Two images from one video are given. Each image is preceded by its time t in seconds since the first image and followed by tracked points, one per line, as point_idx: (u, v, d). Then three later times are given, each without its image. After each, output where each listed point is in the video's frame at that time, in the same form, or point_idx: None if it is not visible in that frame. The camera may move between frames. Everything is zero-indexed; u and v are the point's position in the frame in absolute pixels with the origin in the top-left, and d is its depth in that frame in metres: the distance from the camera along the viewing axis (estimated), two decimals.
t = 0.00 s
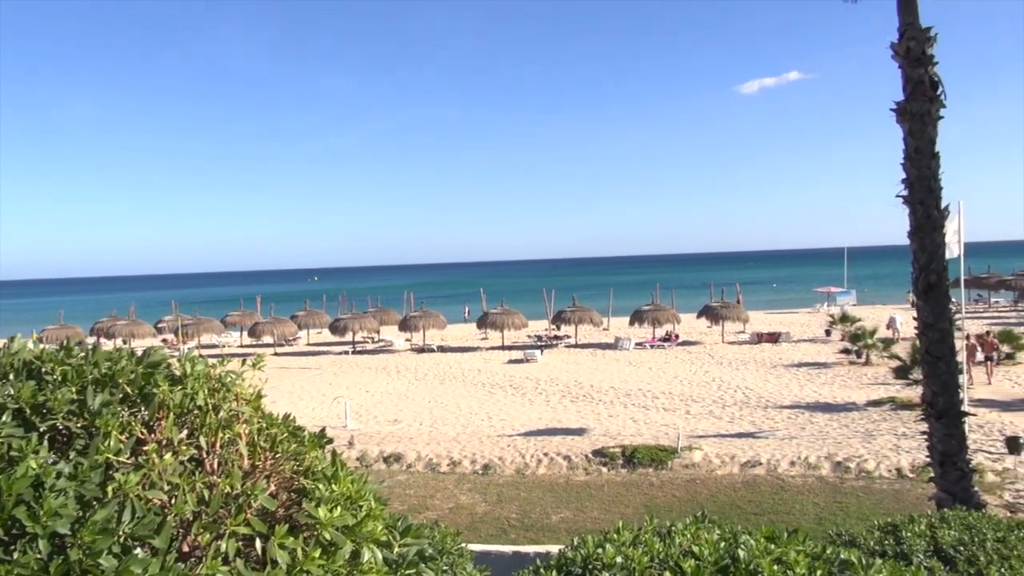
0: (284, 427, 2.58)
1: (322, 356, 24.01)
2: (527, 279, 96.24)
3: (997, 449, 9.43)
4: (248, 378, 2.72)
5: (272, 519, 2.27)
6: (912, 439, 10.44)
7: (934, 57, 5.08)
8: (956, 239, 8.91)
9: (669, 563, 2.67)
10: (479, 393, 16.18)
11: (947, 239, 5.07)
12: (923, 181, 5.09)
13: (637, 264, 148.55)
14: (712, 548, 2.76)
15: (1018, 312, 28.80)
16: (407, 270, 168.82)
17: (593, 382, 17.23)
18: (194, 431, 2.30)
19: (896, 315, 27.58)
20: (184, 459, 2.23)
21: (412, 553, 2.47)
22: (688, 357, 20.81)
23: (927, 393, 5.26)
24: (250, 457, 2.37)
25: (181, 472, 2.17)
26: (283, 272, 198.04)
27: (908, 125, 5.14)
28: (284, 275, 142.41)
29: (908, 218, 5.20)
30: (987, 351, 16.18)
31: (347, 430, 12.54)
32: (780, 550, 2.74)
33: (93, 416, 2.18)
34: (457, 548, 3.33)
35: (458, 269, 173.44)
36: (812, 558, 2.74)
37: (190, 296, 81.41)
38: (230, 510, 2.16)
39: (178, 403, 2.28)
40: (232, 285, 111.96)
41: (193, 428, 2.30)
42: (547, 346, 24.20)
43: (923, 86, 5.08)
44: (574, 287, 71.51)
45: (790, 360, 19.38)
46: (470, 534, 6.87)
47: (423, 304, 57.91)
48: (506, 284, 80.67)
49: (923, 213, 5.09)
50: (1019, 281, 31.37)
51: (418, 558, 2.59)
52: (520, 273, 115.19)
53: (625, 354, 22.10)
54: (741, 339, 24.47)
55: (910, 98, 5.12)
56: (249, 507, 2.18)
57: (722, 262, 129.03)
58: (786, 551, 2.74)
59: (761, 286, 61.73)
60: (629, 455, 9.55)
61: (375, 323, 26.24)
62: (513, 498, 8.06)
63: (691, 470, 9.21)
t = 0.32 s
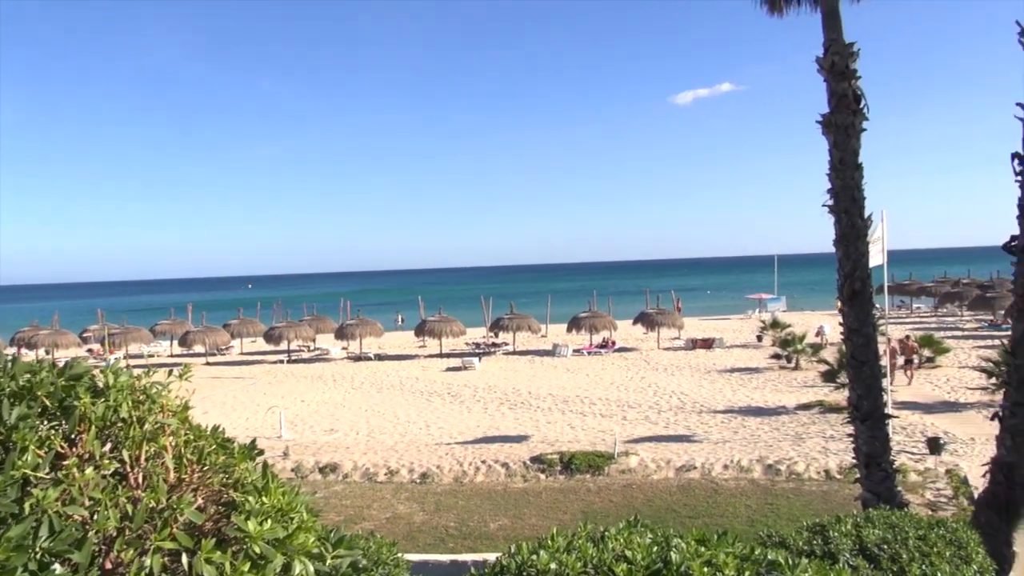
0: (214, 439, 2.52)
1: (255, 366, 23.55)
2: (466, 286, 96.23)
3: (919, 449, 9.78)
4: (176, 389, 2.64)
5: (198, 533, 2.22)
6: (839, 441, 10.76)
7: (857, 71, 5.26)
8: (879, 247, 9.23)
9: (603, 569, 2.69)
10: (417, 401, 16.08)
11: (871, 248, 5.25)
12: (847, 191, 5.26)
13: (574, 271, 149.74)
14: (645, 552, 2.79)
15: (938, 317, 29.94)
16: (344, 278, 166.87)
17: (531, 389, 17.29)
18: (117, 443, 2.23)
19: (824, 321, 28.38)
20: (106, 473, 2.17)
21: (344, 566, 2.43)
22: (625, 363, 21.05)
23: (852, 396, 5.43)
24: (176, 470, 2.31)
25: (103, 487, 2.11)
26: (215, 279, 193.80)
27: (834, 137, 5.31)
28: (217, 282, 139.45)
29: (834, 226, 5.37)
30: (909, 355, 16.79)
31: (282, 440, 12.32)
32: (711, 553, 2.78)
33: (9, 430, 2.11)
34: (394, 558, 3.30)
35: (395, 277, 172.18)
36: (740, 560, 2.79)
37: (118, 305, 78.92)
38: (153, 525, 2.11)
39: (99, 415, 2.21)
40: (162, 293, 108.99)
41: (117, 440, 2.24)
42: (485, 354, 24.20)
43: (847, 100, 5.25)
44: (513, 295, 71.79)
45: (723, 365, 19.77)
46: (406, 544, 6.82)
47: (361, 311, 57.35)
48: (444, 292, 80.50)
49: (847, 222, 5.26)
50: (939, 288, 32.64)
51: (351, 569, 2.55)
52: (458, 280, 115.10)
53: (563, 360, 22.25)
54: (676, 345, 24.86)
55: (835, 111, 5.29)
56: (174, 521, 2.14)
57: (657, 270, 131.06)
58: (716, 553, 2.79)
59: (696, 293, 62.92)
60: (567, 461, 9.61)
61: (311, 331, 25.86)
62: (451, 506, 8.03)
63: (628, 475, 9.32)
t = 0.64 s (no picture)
0: (136, 450, 2.44)
1: (185, 375, 22.95)
2: (402, 293, 95.62)
3: (845, 451, 10.08)
4: (97, 399, 2.56)
5: (119, 548, 2.16)
6: (769, 444, 11.01)
7: (783, 84, 5.42)
8: (805, 255, 9.51)
9: None
10: (353, 410, 15.89)
11: (797, 255, 5.40)
12: (774, 201, 5.41)
13: (511, 278, 150.09)
14: (576, 557, 2.82)
15: (862, 323, 30.95)
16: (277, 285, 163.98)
17: (468, 396, 17.25)
18: (32, 457, 2.16)
19: (755, 327, 29.05)
20: (19, 488, 2.09)
21: None
22: (562, 369, 21.17)
23: (780, 399, 5.57)
24: (95, 485, 2.24)
25: (17, 503, 2.04)
26: (143, 285, 188.31)
27: (762, 147, 5.45)
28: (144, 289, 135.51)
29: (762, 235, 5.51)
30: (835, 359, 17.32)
31: (212, 451, 12.03)
32: (641, 557, 2.82)
33: None
34: (327, 568, 3.25)
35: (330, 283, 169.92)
36: (670, 564, 2.82)
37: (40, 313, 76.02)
38: (70, 541, 2.05)
39: (12, 429, 2.14)
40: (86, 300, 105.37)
41: (32, 453, 2.17)
42: (421, 361, 24.06)
43: (774, 111, 5.40)
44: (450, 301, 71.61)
45: (658, 371, 20.06)
46: (341, 554, 6.73)
47: (295, 318, 56.43)
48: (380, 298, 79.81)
49: (775, 230, 5.41)
50: (863, 294, 33.73)
51: None
52: (395, 287, 114.23)
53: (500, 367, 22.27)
54: (612, 351, 25.14)
55: (763, 122, 5.44)
56: (92, 537, 2.07)
57: (593, 277, 132.28)
58: (647, 557, 2.82)
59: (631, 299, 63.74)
60: (504, 468, 9.62)
61: (243, 339, 25.31)
62: (387, 515, 7.95)
63: (564, 481, 9.37)
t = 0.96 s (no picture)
0: (55, 461, 2.36)
1: (112, 382, 22.26)
2: (341, 298, 94.61)
3: (776, 452, 10.33)
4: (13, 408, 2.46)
5: (35, 563, 2.09)
6: (703, 446, 11.21)
7: (717, 93, 5.54)
8: (738, 261, 9.73)
9: None
10: (289, 416, 15.63)
11: (730, 261, 5.52)
12: (708, 208, 5.52)
13: (451, 282, 149.72)
14: (509, 561, 2.83)
15: (793, 327, 31.77)
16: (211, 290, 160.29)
17: (406, 401, 17.14)
18: None
19: (690, 332, 29.57)
20: None
21: None
22: (501, 374, 21.20)
23: (713, 402, 5.67)
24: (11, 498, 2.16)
25: None
26: (69, 289, 182.14)
27: (696, 155, 5.56)
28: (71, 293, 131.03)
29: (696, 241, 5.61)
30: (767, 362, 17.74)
31: (142, 460, 11.69)
32: (574, 560, 2.83)
33: None
34: None
35: (266, 288, 166.85)
36: (602, 566, 2.86)
37: None
38: None
39: None
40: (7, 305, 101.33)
41: None
42: (359, 367, 23.80)
43: (708, 120, 5.52)
44: (389, 306, 71.04)
45: (596, 375, 20.25)
46: (275, 563, 6.61)
47: (229, 324, 55.27)
48: (318, 304, 78.76)
49: (709, 236, 5.51)
50: (794, 299, 34.65)
51: None
52: (333, 292, 112.83)
53: (439, 372, 22.19)
54: (550, 355, 25.28)
55: (697, 130, 5.55)
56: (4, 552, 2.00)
57: (532, 282, 132.78)
58: (579, 560, 2.84)
59: (571, 304, 64.14)
60: (442, 473, 9.58)
61: (174, 345, 24.66)
62: (323, 523, 7.85)
63: (502, 485, 9.38)
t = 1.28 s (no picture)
0: None
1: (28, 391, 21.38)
2: (272, 303, 92.80)
3: (705, 456, 10.53)
4: None
5: None
6: (635, 451, 11.36)
7: (647, 103, 5.64)
8: (668, 268, 9.91)
9: None
10: (217, 425, 15.25)
11: (661, 268, 5.61)
12: (639, 216, 5.61)
13: (385, 288, 148.31)
14: (436, 567, 2.83)
15: (722, 334, 32.44)
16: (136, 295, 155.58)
17: (338, 409, 16.91)
18: None
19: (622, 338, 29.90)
20: None
21: None
22: (435, 381, 21.09)
23: (644, 407, 5.75)
24: None
25: None
26: None
27: (628, 164, 5.65)
28: None
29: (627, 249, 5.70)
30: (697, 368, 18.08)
31: (60, 472, 11.27)
32: (502, 565, 2.85)
33: None
34: None
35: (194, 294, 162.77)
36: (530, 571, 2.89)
37: None
38: None
39: None
40: None
41: None
42: (290, 374, 23.39)
43: (640, 129, 5.61)
44: (321, 312, 69.99)
45: (530, 381, 20.33)
46: None
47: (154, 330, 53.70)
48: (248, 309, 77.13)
49: (640, 244, 5.61)
50: (723, 306, 35.40)
51: None
52: (264, 298, 110.74)
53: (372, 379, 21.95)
54: (485, 362, 25.26)
55: (629, 139, 5.63)
56: None
57: (467, 288, 132.62)
58: (507, 565, 2.86)
59: (505, 310, 64.20)
60: (375, 481, 9.48)
61: (96, 352, 23.81)
62: (252, 534, 7.69)
63: (436, 493, 9.32)
